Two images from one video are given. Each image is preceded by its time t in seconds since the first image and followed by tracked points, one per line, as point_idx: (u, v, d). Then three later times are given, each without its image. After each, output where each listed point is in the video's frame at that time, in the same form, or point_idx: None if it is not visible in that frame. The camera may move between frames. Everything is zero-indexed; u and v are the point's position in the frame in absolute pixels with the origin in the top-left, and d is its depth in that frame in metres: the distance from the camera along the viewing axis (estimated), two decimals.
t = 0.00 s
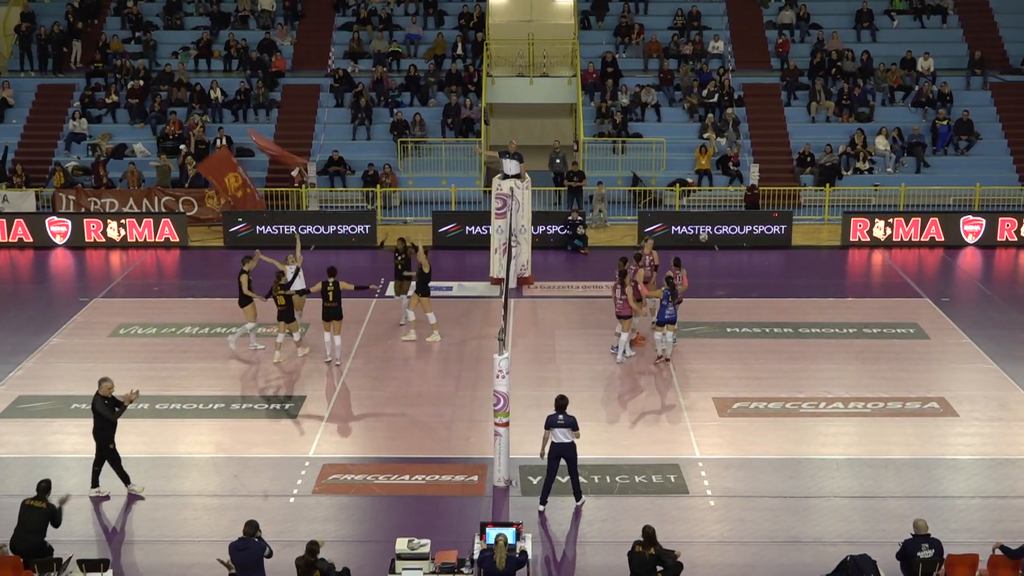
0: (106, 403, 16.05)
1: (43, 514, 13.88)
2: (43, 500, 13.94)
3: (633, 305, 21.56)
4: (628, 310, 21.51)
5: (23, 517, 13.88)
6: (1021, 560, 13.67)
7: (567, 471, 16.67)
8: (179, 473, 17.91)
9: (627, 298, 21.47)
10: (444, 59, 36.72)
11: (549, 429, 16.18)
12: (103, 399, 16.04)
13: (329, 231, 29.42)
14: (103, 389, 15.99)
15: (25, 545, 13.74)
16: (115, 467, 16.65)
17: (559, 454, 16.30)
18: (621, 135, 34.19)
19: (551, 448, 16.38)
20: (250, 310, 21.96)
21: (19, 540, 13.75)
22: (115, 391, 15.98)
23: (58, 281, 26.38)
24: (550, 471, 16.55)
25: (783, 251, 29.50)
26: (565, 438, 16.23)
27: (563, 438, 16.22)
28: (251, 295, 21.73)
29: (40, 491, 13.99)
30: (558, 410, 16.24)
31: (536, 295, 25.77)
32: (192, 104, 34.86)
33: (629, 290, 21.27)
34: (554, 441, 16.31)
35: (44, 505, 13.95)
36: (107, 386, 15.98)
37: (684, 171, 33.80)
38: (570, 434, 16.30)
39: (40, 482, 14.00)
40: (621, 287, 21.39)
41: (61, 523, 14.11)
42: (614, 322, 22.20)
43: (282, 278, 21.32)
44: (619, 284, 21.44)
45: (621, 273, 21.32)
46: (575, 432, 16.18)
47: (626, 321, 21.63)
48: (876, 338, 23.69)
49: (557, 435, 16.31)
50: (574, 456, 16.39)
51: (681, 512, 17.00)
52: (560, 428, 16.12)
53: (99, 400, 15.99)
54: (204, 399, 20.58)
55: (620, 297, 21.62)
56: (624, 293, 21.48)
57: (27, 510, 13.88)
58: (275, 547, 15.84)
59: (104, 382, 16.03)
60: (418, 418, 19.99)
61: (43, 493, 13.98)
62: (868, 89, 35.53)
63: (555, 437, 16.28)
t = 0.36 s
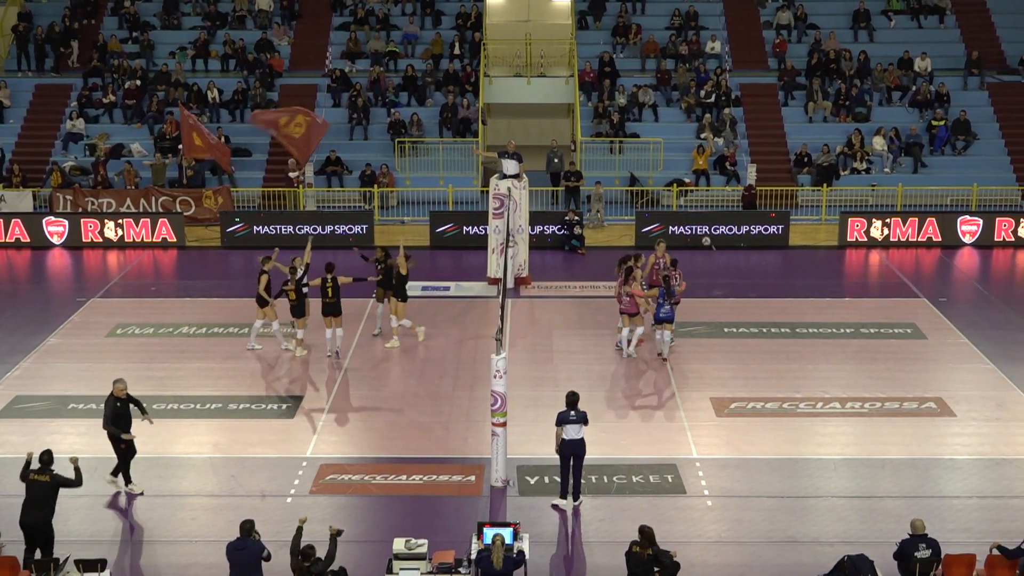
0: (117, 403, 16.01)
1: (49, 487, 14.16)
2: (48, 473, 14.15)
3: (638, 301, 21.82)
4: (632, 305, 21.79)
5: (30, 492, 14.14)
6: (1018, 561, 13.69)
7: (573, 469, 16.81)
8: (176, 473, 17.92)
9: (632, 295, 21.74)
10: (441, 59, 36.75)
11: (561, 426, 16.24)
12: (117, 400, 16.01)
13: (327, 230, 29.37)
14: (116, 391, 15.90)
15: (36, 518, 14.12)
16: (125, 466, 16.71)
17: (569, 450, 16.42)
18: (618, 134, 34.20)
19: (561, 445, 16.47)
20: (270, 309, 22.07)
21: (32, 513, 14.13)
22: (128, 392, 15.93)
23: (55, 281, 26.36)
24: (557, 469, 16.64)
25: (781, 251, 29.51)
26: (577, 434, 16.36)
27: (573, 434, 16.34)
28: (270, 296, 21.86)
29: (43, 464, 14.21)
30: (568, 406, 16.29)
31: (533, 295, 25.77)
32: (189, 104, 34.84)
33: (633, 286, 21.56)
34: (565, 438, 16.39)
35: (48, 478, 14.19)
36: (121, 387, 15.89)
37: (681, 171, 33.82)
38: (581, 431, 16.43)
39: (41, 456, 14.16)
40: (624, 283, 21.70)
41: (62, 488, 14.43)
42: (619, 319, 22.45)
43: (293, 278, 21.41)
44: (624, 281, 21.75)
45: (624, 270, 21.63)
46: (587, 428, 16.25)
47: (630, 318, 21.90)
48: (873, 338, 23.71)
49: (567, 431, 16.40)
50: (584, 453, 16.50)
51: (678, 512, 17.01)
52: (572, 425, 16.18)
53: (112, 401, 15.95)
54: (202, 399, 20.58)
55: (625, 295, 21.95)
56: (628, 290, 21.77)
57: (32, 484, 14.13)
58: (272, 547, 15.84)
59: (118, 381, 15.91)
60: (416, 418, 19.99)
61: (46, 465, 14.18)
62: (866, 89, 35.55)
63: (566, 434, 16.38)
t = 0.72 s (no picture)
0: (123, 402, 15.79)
1: (56, 481, 14.30)
2: (54, 469, 14.23)
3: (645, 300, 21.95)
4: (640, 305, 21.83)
5: (39, 487, 14.28)
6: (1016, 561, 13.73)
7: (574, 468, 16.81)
8: (175, 473, 17.92)
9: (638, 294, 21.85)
10: (440, 59, 36.74)
11: (563, 424, 16.25)
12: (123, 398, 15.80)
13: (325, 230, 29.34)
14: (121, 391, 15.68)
15: (48, 511, 14.37)
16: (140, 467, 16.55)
17: (570, 449, 16.44)
18: (617, 134, 34.18)
19: (562, 443, 16.48)
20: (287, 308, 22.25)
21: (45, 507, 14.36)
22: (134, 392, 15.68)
23: (54, 281, 26.34)
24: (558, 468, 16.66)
25: (779, 251, 29.50)
26: (578, 433, 16.36)
27: (575, 433, 16.35)
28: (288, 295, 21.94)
29: (48, 459, 14.26)
30: (571, 405, 16.31)
31: (532, 295, 25.76)
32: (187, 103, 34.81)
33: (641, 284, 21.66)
34: (566, 437, 16.39)
35: (54, 472, 14.29)
36: (125, 384, 15.62)
37: (680, 171, 33.81)
38: (583, 430, 16.43)
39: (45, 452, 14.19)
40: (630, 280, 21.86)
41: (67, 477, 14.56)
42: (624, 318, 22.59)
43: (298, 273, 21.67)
44: (631, 280, 21.87)
45: (632, 270, 21.74)
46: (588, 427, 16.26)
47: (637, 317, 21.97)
48: (872, 338, 23.71)
49: (568, 430, 16.41)
50: (583, 452, 16.51)
51: (677, 512, 17.02)
52: (573, 423, 16.21)
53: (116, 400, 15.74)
54: (200, 399, 20.58)
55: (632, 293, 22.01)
56: (635, 288, 21.88)
57: (40, 479, 14.23)
58: (271, 547, 15.84)
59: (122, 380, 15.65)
60: (415, 419, 19.99)
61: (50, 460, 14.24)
62: (864, 89, 35.55)
63: (568, 432, 16.37)
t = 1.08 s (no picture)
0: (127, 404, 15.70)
1: (69, 468, 14.22)
2: (66, 456, 14.15)
3: (650, 300, 21.70)
4: (645, 304, 21.68)
5: (51, 474, 14.21)
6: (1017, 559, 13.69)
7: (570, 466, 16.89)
8: (175, 473, 17.94)
9: (644, 292, 21.61)
10: (439, 59, 36.72)
11: (558, 423, 16.33)
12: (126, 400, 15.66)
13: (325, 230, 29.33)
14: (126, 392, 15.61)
15: (61, 498, 14.32)
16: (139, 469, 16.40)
17: (566, 448, 16.49)
18: (617, 135, 34.17)
19: (558, 443, 16.55)
20: (297, 309, 22.23)
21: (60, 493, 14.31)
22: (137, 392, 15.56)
23: (54, 280, 26.33)
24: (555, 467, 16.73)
25: (779, 251, 29.48)
26: (573, 432, 16.42)
27: (571, 433, 16.42)
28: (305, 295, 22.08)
29: (61, 446, 14.18)
30: (566, 405, 16.40)
31: (532, 295, 25.75)
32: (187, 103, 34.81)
33: (647, 284, 21.48)
34: (562, 436, 16.45)
35: (66, 460, 14.21)
36: (129, 388, 15.57)
37: (679, 171, 33.81)
38: (578, 429, 16.50)
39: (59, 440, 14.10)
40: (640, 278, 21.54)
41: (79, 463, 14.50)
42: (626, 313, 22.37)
43: (308, 272, 21.74)
44: (638, 277, 21.59)
45: (641, 268, 21.41)
46: (584, 427, 16.32)
47: (640, 315, 21.81)
48: (872, 338, 23.71)
49: (564, 430, 16.49)
50: (579, 451, 16.56)
51: (677, 512, 17.03)
52: (569, 423, 16.29)
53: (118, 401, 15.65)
54: (200, 399, 20.59)
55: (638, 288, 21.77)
56: (641, 286, 21.61)
57: (54, 466, 14.15)
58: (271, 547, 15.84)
59: (125, 383, 15.64)
60: (416, 419, 19.99)
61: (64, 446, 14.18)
62: (864, 89, 35.56)
63: (563, 432, 16.43)
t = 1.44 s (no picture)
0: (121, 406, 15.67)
1: (90, 457, 14.55)
2: (88, 446, 14.47)
3: (653, 299, 21.72)
4: (649, 305, 21.68)
5: (73, 464, 14.53)
6: (1017, 558, 13.67)
7: (568, 466, 16.98)
8: (175, 473, 17.96)
9: (648, 293, 21.60)
10: (440, 59, 36.70)
11: (553, 422, 16.50)
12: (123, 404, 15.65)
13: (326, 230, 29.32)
14: (122, 396, 15.54)
15: (83, 488, 14.66)
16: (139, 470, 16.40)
17: (562, 447, 16.65)
18: (617, 134, 34.15)
19: (553, 442, 16.71)
20: (303, 307, 22.23)
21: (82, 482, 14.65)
22: (132, 394, 15.54)
23: (55, 280, 26.36)
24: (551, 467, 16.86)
25: (779, 251, 29.46)
26: (568, 432, 16.57)
27: (566, 432, 16.57)
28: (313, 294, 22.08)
29: (82, 436, 14.50)
30: (561, 405, 16.59)
31: (532, 295, 25.72)
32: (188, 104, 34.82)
33: (652, 285, 21.47)
34: (558, 435, 16.60)
35: (88, 450, 14.52)
36: (125, 391, 15.49)
37: (680, 171, 33.79)
38: (574, 429, 16.64)
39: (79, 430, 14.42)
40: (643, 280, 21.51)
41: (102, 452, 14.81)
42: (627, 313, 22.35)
43: (318, 270, 21.82)
44: (641, 277, 21.58)
45: (645, 269, 21.36)
46: (578, 427, 16.47)
47: (643, 315, 21.83)
48: (872, 338, 23.71)
49: (559, 429, 16.66)
50: (575, 450, 16.71)
51: (677, 511, 17.06)
52: (564, 422, 16.45)
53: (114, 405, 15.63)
54: (201, 399, 20.59)
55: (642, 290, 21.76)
56: (644, 287, 21.59)
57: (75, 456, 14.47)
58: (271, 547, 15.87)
59: (121, 386, 15.59)
60: (417, 419, 20.00)
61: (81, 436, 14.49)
62: (865, 89, 35.55)
63: (559, 431, 16.55)
